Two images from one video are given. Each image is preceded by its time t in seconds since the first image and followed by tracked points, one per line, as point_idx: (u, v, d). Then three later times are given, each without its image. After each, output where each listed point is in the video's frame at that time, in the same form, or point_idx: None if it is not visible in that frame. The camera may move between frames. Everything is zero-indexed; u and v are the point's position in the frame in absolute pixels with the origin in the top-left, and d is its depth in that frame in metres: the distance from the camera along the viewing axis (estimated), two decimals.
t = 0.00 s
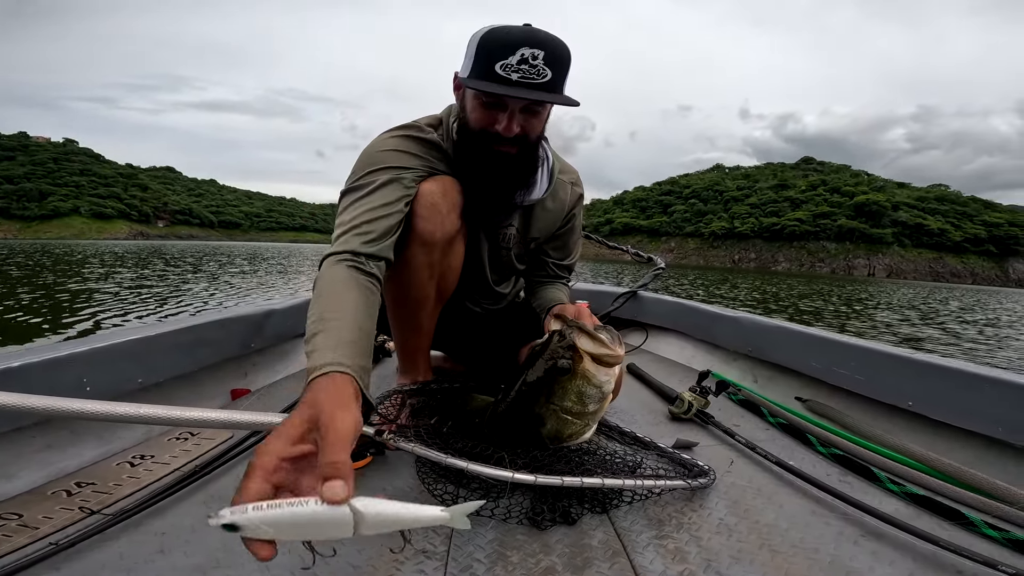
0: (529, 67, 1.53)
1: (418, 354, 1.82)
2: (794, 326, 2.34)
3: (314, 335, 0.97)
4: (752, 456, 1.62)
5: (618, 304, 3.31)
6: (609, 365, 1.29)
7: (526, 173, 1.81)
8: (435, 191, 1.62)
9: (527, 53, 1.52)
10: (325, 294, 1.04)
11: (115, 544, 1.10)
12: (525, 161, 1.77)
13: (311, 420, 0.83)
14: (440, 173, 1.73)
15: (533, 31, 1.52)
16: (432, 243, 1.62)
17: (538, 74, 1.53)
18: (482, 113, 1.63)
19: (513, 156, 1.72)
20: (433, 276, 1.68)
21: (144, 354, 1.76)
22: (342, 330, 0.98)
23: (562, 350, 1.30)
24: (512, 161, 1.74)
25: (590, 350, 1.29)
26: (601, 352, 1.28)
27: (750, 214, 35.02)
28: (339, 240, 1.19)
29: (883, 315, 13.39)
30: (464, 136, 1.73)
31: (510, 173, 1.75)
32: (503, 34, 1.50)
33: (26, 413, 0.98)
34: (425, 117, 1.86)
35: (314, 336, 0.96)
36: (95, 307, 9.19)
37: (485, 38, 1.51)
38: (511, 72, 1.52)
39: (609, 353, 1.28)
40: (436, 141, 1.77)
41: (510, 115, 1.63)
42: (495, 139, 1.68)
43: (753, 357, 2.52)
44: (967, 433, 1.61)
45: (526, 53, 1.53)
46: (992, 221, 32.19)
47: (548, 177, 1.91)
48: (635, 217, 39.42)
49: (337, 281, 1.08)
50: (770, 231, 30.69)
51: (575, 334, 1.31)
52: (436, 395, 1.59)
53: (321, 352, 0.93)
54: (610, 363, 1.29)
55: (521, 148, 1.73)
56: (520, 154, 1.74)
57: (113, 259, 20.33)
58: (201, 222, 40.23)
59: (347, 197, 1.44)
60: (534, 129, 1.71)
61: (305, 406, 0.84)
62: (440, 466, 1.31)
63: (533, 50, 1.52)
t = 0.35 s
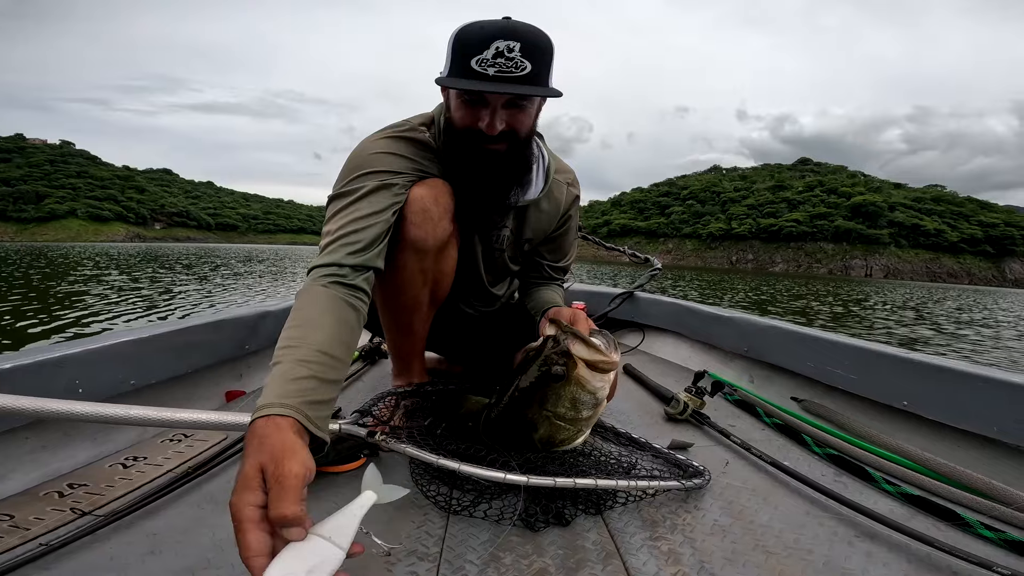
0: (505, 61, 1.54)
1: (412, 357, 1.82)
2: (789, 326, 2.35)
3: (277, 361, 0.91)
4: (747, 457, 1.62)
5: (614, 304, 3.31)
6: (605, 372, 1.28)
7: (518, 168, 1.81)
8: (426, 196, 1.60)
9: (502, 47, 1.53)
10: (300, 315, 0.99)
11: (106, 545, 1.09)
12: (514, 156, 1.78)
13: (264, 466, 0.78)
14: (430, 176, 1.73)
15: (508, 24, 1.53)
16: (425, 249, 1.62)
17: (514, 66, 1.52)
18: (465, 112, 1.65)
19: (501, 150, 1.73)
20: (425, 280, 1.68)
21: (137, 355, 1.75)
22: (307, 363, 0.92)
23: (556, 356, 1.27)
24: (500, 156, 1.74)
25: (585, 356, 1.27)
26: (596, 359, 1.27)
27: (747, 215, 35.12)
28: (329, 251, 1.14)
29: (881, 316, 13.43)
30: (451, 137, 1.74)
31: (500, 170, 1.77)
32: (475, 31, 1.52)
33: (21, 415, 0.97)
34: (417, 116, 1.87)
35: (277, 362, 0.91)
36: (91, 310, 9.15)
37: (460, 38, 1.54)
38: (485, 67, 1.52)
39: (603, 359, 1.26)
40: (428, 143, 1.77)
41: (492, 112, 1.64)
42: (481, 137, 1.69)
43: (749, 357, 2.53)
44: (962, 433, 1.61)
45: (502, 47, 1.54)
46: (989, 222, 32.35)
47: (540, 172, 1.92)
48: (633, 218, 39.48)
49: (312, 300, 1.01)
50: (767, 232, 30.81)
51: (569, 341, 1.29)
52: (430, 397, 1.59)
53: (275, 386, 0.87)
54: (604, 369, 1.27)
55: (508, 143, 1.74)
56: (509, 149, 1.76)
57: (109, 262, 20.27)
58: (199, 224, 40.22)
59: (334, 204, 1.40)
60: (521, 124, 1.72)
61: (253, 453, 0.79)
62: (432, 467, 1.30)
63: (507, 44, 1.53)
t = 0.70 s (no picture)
0: (500, 48, 1.58)
1: (404, 358, 1.80)
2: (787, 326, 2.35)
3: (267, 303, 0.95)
4: (746, 457, 1.62)
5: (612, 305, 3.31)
6: (601, 372, 1.28)
7: (507, 161, 1.81)
8: (410, 194, 1.61)
9: (498, 36, 1.58)
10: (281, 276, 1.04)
11: (101, 547, 1.08)
12: (506, 149, 1.78)
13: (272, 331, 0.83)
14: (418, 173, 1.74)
15: (506, 18, 1.59)
16: (409, 248, 1.62)
17: (509, 55, 1.57)
18: (459, 100, 1.66)
19: (492, 140, 1.72)
20: (413, 279, 1.67)
21: (133, 357, 1.75)
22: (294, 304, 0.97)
23: (553, 357, 1.29)
24: (491, 146, 1.74)
25: (582, 357, 1.28)
26: (593, 360, 1.27)
27: (745, 217, 35.21)
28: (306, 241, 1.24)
29: (879, 316, 13.49)
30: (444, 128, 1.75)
31: (491, 161, 1.76)
32: (472, 22, 1.59)
33: (13, 416, 0.92)
34: (412, 115, 1.87)
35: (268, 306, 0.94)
36: (89, 312, 9.13)
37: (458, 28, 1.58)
38: (481, 52, 1.56)
39: (600, 360, 1.27)
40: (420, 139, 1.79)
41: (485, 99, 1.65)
42: (471, 125, 1.69)
43: (748, 357, 2.53)
44: (960, 432, 1.61)
45: (498, 37, 1.59)
46: (986, 222, 32.49)
47: (535, 172, 1.92)
48: (631, 220, 39.54)
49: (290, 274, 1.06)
50: (765, 233, 30.92)
51: (566, 342, 1.30)
52: (427, 398, 1.57)
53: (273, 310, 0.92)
54: (601, 370, 1.28)
55: (501, 134, 1.73)
56: (500, 141, 1.75)
57: (107, 264, 20.21)
58: (197, 226, 40.20)
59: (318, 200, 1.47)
60: (513, 117, 1.73)
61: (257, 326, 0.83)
62: (429, 469, 1.29)
63: (504, 33, 1.58)
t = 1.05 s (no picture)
0: (495, 54, 1.57)
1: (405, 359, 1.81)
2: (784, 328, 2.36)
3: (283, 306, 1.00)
4: (744, 459, 1.62)
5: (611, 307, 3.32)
6: (599, 372, 1.28)
7: (504, 167, 1.81)
8: (412, 195, 1.64)
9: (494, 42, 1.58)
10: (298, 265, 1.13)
11: (99, 550, 1.08)
12: (503, 155, 1.77)
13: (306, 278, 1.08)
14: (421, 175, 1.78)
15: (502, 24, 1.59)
16: (413, 248, 1.62)
17: (503, 60, 1.56)
18: (457, 106, 1.66)
19: (489, 146, 1.72)
20: (415, 280, 1.67)
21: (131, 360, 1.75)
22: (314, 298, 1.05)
23: (550, 357, 1.31)
24: (488, 152, 1.74)
25: (579, 357, 1.28)
26: (591, 360, 1.27)
27: (744, 218, 35.28)
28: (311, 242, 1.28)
29: (877, 316, 13.53)
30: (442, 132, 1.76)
31: (489, 167, 1.76)
32: (469, 29, 1.60)
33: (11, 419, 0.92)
34: (414, 120, 1.90)
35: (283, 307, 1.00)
36: (85, 314, 9.08)
37: (455, 35, 1.59)
38: (477, 58, 1.57)
39: (598, 359, 1.26)
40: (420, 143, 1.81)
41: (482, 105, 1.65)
42: (468, 131, 1.70)
43: (746, 359, 2.53)
44: (957, 433, 1.62)
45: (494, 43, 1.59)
46: (983, 223, 32.60)
47: (534, 178, 1.92)
48: (630, 221, 39.59)
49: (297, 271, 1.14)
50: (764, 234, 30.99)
51: (564, 341, 1.30)
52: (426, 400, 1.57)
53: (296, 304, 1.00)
54: (598, 370, 1.27)
55: (498, 140, 1.73)
56: (497, 146, 1.74)
57: (104, 266, 20.17)
58: (196, 228, 40.18)
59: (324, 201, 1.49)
60: (509, 122, 1.74)
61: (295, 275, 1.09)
62: (428, 471, 1.29)
63: (499, 39, 1.58)
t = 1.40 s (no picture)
0: (507, 60, 1.58)
1: (405, 362, 1.80)
2: (783, 330, 2.37)
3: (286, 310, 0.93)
4: (744, 460, 1.63)
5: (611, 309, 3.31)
6: (601, 375, 1.28)
7: (511, 171, 1.81)
8: (420, 197, 1.61)
9: (505, 47, 1.58)
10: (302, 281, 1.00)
11: (100, 551, 1.08)
12: (510, 160, 1.78)
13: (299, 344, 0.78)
14: (427, 178, 1.74)
15: (513, 30, 1.58)
16: (418, 252, 1.61)
17: (513, 67, 1.57)
18: (467, 110, 1.65)
19: (498, 151, 1.72)
20: (419, 283, 1.67)
21: (131, 361, 1.75)
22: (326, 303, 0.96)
23: (553, 359, 1.28)
24: (497, 157, 1.73)
25: (582, 359, 1.28)
26: (593, 362, 1.27)
27: (742, 219, 35.35)
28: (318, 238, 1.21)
29: (875, 317, 13.57)
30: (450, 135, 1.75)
31: (497, 172, 1.76)
32: (480, 33, 1.59)
33: (15, 421, 0.94)
34: (420, 122, 1.89)
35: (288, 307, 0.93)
36: (81, 316, 9.03)
37: (466, 38, 1.58)
38: (489, 63, 1.56)
39: (600, 361, 1.27)
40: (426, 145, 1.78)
41: (493, 109, 1.65)
42: (478, 134, 1.68)
43: (745, 361, 2.54)
44: (956, 435, 1.62)
45: (505, 48, 1.59)
46: (981, 223, 32.71)
47: (539, 181, 1.92)
48: (629, 222, 39.62)
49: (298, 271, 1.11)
50: (762, 235, 31.06)
51: (567, 344, 1.29)
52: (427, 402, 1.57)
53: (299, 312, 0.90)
54: (601, 373, 1.28)
55: (506, 145, 1.73)
56: (505, 151, 1.74)
57: (102, 268, 20.11)
58: (194, 229, 40.15)
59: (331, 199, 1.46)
60: (518, 126, 1.73)
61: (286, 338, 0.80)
62: (429, 473, 1.29)
63: (511, 45, 1.58)
